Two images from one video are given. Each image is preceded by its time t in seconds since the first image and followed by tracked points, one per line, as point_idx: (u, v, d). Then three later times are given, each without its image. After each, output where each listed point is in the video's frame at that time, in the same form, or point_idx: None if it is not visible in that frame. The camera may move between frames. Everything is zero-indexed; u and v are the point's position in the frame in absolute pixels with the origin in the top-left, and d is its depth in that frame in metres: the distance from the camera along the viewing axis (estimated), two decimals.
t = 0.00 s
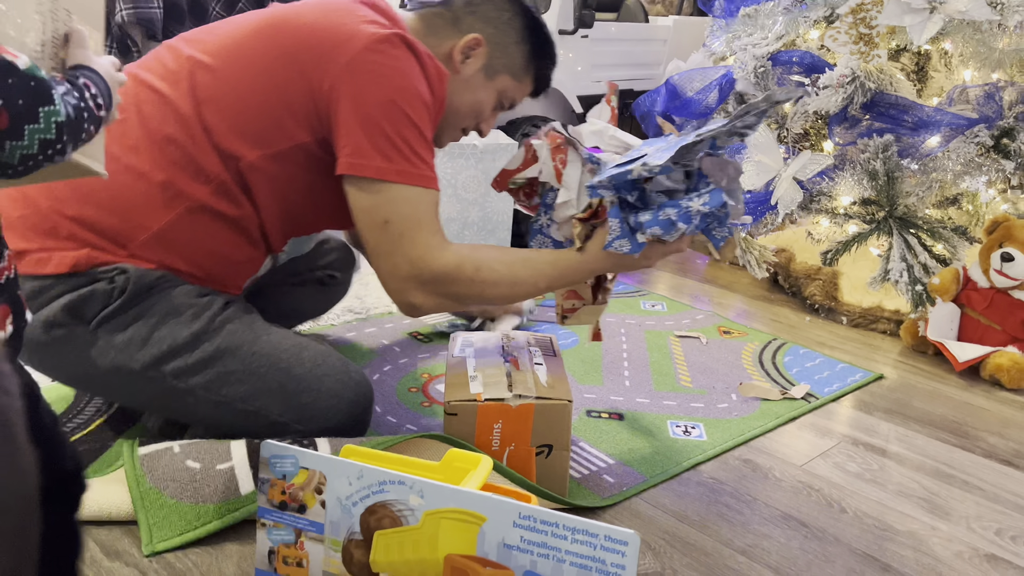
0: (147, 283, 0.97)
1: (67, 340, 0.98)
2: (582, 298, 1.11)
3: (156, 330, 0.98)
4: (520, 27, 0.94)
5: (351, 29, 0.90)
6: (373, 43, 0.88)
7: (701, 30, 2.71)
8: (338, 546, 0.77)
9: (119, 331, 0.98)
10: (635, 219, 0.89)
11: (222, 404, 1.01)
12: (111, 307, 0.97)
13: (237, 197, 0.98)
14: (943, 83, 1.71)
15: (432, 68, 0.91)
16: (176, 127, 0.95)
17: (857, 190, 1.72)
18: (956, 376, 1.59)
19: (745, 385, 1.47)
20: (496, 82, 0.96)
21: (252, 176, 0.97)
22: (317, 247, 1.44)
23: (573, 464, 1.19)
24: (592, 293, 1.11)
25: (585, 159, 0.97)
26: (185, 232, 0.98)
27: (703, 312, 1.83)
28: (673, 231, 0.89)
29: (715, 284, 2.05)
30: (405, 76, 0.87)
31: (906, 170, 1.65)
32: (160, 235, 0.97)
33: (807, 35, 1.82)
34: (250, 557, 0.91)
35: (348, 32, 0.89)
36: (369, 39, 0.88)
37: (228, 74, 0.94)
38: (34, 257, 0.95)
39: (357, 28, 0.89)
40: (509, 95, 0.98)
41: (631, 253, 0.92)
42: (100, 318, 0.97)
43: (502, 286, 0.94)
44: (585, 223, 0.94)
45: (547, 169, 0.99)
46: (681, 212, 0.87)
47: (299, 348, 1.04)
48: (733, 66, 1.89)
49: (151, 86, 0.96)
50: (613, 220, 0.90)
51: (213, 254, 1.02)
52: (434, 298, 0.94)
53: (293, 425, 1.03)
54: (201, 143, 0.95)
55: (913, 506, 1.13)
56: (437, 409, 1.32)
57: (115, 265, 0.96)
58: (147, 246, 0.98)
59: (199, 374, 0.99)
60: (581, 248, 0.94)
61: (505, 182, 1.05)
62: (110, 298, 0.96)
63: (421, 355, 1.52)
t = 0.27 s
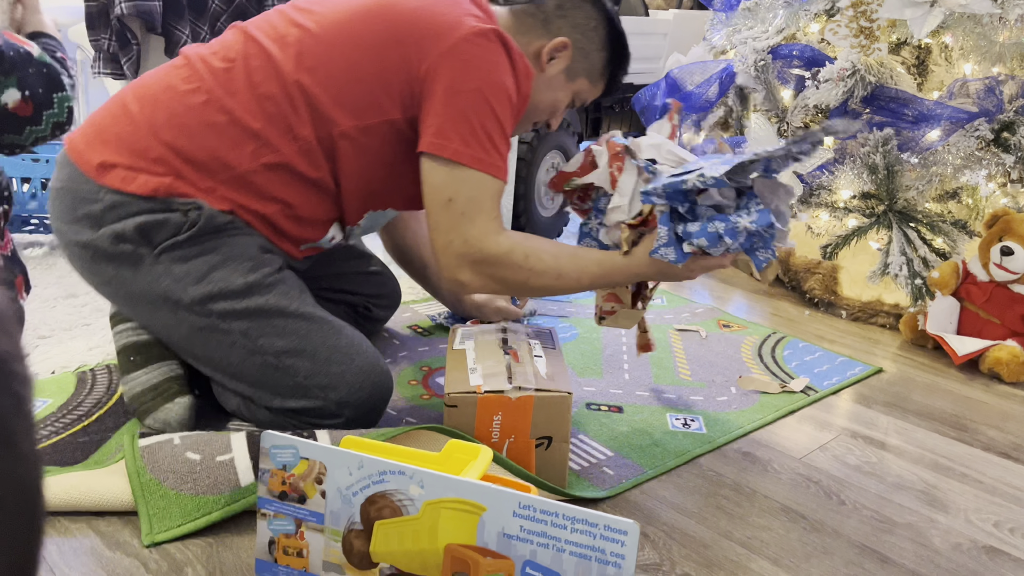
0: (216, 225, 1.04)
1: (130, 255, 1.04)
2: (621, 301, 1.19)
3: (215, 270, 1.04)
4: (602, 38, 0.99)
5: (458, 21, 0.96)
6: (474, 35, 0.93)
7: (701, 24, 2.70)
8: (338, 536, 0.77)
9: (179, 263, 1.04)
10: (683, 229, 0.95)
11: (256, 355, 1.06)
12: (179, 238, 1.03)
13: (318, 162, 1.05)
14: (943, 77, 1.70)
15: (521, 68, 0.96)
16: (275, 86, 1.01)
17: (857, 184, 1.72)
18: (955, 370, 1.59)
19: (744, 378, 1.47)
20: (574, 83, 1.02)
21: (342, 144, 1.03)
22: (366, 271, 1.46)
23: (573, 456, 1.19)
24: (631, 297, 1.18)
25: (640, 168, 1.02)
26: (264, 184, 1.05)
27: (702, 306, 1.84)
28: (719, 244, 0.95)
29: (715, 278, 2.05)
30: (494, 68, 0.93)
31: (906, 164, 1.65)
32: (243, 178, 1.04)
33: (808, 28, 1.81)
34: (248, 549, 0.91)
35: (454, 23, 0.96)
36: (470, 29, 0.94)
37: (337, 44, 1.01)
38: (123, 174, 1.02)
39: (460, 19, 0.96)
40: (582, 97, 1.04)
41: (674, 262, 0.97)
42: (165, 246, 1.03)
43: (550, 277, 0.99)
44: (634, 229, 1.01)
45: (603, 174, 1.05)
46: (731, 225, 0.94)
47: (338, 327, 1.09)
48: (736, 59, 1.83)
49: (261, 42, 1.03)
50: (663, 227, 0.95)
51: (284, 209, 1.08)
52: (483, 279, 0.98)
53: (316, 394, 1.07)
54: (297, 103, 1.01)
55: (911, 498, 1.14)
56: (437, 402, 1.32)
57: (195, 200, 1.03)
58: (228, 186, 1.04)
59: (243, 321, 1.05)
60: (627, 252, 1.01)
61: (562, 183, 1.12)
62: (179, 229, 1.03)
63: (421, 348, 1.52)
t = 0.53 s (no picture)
0: (274, 196, 1.05)
1: (188, 208, 1.06)
2: (637, 277, 1.21)
3: (266, 240, 1.07)
4: (633, 13, 1.02)
5: None
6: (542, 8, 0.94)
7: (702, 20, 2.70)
8: (338, 530, 0.78)
9: (235, 226, 1.06)
10: (712, 214, 1.01)
11: (290, 331, 1.08)
12: (237, 202, 1.05)
13: (381, 123, 1.04)
14: (943, 74, 1.70)
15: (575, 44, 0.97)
16: (348, 47, 1.01)
17: (857, 180, 1.71)
18: (954, 367, 1.60)
19: (744, 374, 1.47)
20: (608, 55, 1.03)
21: (404, 109, 1.02)
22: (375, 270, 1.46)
23: (572, 451, 1.19)
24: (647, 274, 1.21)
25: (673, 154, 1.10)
26: (327, 142, 1.04)
27: (702, 302, 1.84)
28: (743, 232, 1.01)
29: (714, 275, 2.05)
30: (556, 41, 0.93)
31: (906, 161, 1.64)
32: (305, 135, 1.04)
33: (809, 24, 1.80)
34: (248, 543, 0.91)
35: None
36: (538, 2, 0.95)
37: (410, 9, 1.01)
38: (191, 123, 1.03)
39: None
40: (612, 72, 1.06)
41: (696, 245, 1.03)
42: (224, 207, 1.05)
43: (583, 247, 1.00)
44: (660, 210, 1.07)
45: (634, 156, 1.13)
46: (757, 216, 1.00)
47: (371, 322, 1.13)
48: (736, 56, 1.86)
49: (334, 4, 1.03)
50: (693, 211, 1.02)
51: (342, 172, 1.07)
52: (522, 243, 0.98)
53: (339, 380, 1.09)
54: (367, 64, 1.01)
55: (909, 494, 1.14)
56: (437, 397, 1.33)
57: (261, 165, 1.04)
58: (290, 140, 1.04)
59: (285, 295, 1.07)
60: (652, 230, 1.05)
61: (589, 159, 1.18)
62: (242, 192, 1.04)
63: (421, 344, 1.52)
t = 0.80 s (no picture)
0: (329, 176, 1.05)
1: (244, 186, 1.04)
2: (665, 232, 1.20)
3: (320, 224, 1.08)
4: None
5: None
6: None
7: (703, 17, 2.70)
8: (339, 523, 0.78)
9: (287, 207, 1.06)
10: (745, 158, 1.04)
11: (342, 308, 1.09)
12: (295, 184, 1.05)
13: (425, 89, 1.04)
14: (945, 71, 1.71)
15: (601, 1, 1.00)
16: (388, 15, 1.01)
17: (858, 178, 1.70)
18: (954, 364, 1.60)
19: (744, 370, 1.48)
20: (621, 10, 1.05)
21: (444, 72, 1.03)
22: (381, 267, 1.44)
23: (572, 446, 1.19)
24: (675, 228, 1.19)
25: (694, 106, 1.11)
26: (370, 109, 1.04)
27: (703, 299, 1.84)
28: (775, 172, 1.05)
29: (715, 272, 2.05)
30: None
31: (907, 158, 1.62)
32: (352, 105, 1.03)
33: (810, 21, 1.82)
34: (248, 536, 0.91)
35: None
36: None
37: None
38: (242, 95, 1.01)
39: None
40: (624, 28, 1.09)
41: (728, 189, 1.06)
42: (281, 188, 1.05)
43: (622, 196, 1.04)
44: (688, 161, 1.10)
45: (657, 110, 1.13)
46: (789, 155, 1.03)
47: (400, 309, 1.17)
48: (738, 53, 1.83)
49: None
50: (725, 156, 1.05)
51: (385, 141, 1.07)
52: (561, 197, 1.03)
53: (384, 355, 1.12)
54: (410, 30, 1.01)
55: (909, 490, 1.14)
56: (438, 392, 1.33)
57: (311, 142, 1.04)
58: (334, 109, 1.03)
59: (339, 274, 1.09)
60: (683, 180, 1.09)
61: (609, 120, 1.18)
62: (299, 175, 1.04)
63: (423, 339, 1.53)
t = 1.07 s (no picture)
0: (358, 167, 1.03)
1: (277, 179, 1.00)
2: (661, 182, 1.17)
3: (350, 217, 1.05)
4: None
5: None
6: None
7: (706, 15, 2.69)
8: (339, 519, 0.78)
9: (319, 201, 1.03)
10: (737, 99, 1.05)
11: (371, 301, 1.07)
12: (326, 177, 1.02)
13: (437, 52, 1.03)
14: (948, 71, 1.71)
15: None
16: None
17: (860, 177, 1.69)
18: (955, 363, 1.60)
19: (745, 369, 1.48)
20: None
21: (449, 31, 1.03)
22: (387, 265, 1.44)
23: (573, 444, 1.19)
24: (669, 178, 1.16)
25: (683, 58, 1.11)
26: (389, 78, 1.02)
27: (704, 297, 1.84)
28: (768, 110, 1.05)
29: (717, 271, 2.05)
30: None
31: (910, 157, 1.63)
32: (370, 74, 1.01)
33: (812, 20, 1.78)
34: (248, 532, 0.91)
35: None
36: None
37: None
38: (266, 80, 0.98)
39: None
40: None
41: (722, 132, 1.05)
42: (313, 182, 1.01)
43: (621, 136, 1.02)
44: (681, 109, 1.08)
45: (646, 63, 1.11)
46: (780, 94, 1.04)
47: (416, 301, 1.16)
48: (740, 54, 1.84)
49: None
50: (718, 98, 1.04)
51: (405, 110, 1.04)
52: (561, 136, 1.00)
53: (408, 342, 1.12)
54: None
55: (909, 490, 1.14)
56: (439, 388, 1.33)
57: (337, 126, 1.01)
58: (354, 83, 1.01)
59: (369, 267, 1.07)
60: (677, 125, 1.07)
61: (598, 79, 1.17)
62: (329, 168, 1.01)
63: (423, 337, 1.53)
